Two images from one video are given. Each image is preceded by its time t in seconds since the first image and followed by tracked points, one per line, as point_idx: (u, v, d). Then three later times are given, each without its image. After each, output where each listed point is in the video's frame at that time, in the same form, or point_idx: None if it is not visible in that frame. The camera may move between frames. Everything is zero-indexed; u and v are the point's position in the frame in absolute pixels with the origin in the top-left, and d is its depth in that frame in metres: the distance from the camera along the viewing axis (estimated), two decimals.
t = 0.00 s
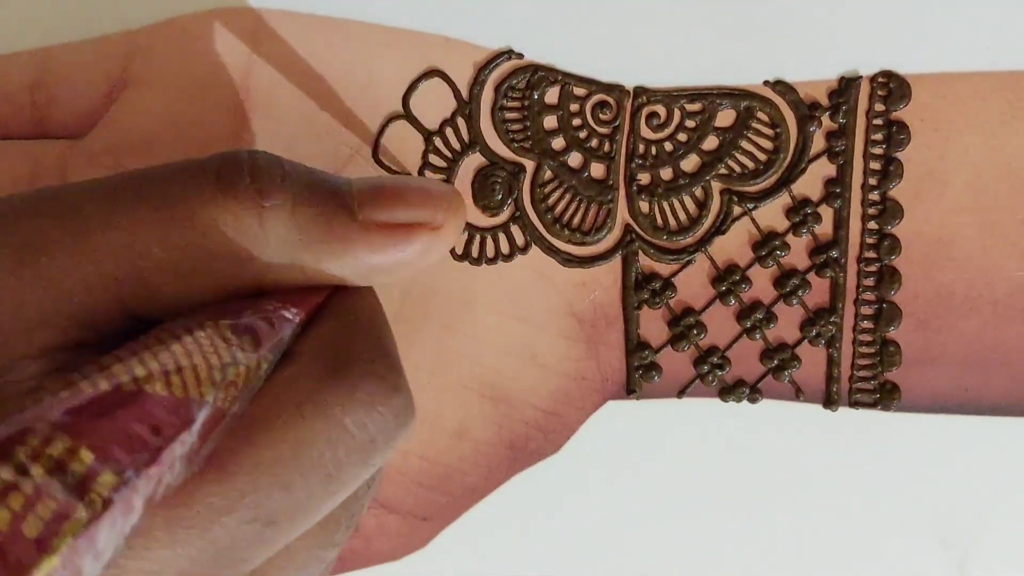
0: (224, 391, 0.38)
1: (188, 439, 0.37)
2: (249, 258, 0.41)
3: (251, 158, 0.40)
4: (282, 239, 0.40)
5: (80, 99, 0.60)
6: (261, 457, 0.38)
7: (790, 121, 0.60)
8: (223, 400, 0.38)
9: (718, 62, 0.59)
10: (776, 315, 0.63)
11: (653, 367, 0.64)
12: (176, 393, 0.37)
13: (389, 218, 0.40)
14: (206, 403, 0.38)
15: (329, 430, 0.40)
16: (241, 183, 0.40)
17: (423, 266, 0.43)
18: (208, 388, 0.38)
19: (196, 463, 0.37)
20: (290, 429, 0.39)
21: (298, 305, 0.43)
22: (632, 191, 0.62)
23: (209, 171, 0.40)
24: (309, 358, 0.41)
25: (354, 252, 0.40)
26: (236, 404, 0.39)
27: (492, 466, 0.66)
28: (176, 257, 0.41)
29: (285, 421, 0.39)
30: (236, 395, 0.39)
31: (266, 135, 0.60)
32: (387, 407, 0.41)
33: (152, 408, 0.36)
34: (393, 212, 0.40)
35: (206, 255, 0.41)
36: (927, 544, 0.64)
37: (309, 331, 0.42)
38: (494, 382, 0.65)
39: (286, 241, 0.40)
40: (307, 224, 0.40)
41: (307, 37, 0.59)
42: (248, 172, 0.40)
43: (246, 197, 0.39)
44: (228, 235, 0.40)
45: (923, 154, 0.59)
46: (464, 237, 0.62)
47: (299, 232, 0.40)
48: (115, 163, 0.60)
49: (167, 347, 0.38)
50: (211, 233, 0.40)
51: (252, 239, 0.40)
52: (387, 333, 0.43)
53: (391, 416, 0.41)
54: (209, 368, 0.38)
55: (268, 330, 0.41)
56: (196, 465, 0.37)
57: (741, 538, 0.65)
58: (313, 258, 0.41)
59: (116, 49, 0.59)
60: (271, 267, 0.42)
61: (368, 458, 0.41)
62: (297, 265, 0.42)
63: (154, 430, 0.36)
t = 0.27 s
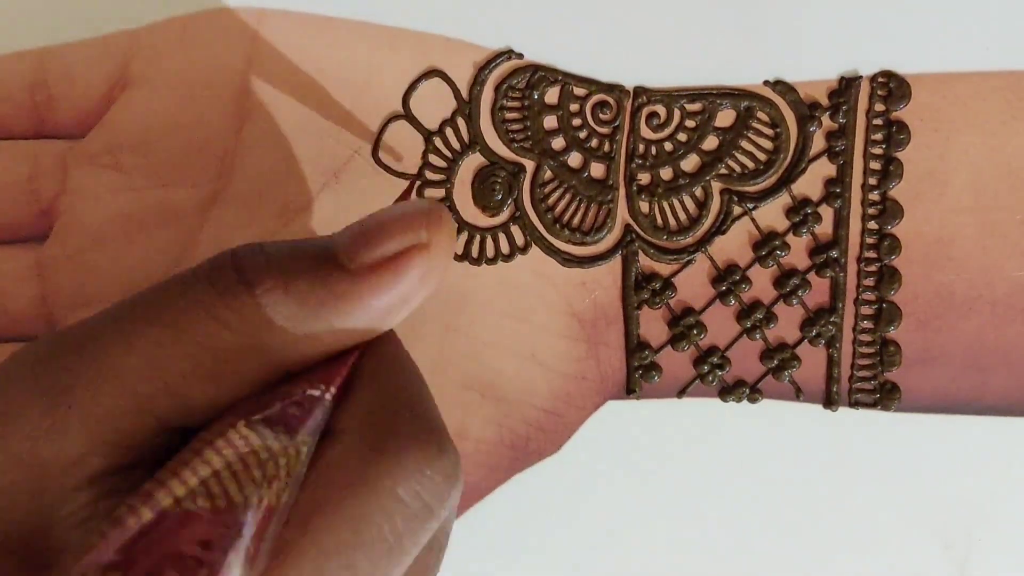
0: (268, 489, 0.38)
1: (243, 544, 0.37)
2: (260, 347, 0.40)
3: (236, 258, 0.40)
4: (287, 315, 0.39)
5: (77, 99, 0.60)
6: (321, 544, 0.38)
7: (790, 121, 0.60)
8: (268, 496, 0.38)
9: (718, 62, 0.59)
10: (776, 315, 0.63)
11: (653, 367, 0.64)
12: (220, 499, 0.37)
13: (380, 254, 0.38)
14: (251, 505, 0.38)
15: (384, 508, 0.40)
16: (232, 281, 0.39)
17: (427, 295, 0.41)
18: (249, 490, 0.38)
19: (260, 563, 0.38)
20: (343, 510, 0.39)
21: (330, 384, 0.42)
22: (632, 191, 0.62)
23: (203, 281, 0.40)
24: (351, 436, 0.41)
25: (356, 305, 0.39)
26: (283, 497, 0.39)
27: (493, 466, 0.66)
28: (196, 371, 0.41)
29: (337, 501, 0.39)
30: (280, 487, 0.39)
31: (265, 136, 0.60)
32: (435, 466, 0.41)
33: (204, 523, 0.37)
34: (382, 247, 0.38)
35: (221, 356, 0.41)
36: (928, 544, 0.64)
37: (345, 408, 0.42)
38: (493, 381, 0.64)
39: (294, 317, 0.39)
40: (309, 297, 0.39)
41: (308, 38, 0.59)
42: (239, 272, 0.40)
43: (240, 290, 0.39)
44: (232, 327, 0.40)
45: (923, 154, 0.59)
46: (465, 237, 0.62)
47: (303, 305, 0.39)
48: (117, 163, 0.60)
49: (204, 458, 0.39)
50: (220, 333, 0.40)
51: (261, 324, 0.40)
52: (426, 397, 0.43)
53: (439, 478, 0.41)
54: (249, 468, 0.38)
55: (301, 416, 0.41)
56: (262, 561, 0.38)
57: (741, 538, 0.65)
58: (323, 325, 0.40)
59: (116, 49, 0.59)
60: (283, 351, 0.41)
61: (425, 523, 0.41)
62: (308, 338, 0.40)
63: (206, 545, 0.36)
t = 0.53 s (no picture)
0: (228, 455, 0.39)
1: (203, 508, 0.38)
2: (222, 322, 0.41)
3: (202, 237, 0.41)
4: (255, 298, 0.41)
5: (78, 99, 0.60)
6: (288, 511, 0.39)
7: (790, 121, 0.60)
8: (229, 463, 0.39)
9: (718, 61, 0.59)
10: (776, 315, 0.63)
11: (653, 367, 0.64)
12: (179, 463, 0.38)
13: (349, 241, 0.40)
14: (211, 470, 0.38)
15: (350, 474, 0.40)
16: (196, 260, 0.40)
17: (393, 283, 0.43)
18: (210, 455, 0.38)
19: (220, 531, 0.38)
20: (308, 475, 0.40)
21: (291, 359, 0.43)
22: (631, 191, 0.62)
23: (165, 256, 0.41)
24: (313, 405, 0.42)
25: (320, 289, 0.41)
26: (244, 464, 0.39)
27: (492, 466, 0.66)
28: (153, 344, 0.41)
29: (301, 468, 0.40)
30: (240, 455, 0.39)
31: (264, 135, 0.60)
32: (397, 433, 0.42)
33: (167, 485, 0.38)
34: (350, 235, 0.40)
35: (181, 331, 0.41)
36: (928, 544, 0.64)
37: (306, 380, 0.43)
38: (493, 382, 0.64)
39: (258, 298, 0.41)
40: (277, 278, 0.40)
41: (307, 37, 0.59)
42: (205, 252, 0.41)
43: (204, 269, 0.40)
44: (196, 303, 0.41)
45: (923, 154, 0.59)
46: (465, 237, 0.62)
47: (269, 285, 0.40)
48: (116, 163, 0.60)
49: (165, 428, 0.39)
50: (181, 310, 0.41)
51: (226, 304, 0.41)
52: (387, 366, 0.44)
53: (404, 444, 0.42)
54: (209, 437, 0.39)
55: (261, 387, 0.41)
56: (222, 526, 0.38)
57: (741, 539, 0.65)
58: (288, 305, 0.41)
59: (116, 49, 0.59)
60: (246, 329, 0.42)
61: (390, 487, 0.42)
62: (272, 317, 0.41)
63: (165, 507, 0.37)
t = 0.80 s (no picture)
0: (301, 514, 0.38)
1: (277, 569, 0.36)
2: (300, 368, 0.41)
3: (275, 276, 0.41)
4: (331, 343, 0.41)
5: (78, 99, 0.60)
6: (356, 566, 0.39)
7: (790, 121, 0.60)
8: (301, 521, 0.38)
9: (718, 61, 0.59)
10: (776, 315, 0.63)
11: (653, 367, 0.64)
12: (256, 524, 0.37)
13: (423, 296, 0.40)
14: (286, 529, 0.37)
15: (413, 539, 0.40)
16: (273, 301, 0.40)
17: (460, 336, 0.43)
18: (284, 514, 0.37)
19: None
20: (374, 530, 0.40)
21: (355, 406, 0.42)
22: (632, 191, 0.62)
23: (234, 297, 0.41)
24: (380, 456, 0.42)
25: (393, 339, 0.41)
26: (313, 521, 0.38)
27: (493, 466, 0.66)
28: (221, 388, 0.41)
29: (360, 523, 0.40)
30: (312, 512, 0.38)
31: (264, 136, 0.60)
32: (460, 489, 0.42)
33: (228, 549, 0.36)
34: (426, 288, 0.40)
35: (250, 374, 0.41)
36: (928, 544, 0.64)
37: (371, 429, 0.43)
38: (493, 382, 0.64)
39: (327, 345, 0.41)
40: (355, 325, 0.40)
41: (308, 37, 0.59)
42: (279, 291, 0.41)
43: (278, 307, 0.40)
44: (273, 346, 0.41)
45: (923, 154, 0.59)
46: (465, 237, 0.63)
47: (344, 333, 0.41)
48: (116, 163, 0.60)
49: (225, 488, 0.37)
50: (253, 352, 0.41)
51: (305, 346, 0.41)
52: (445, 417, 0.44)
53: (466, 499, 0.42)
54: (280, 495, 0.37)
55: (330, 441, 0.40)
56: None
57: (741, 538, 0.65)
58: (362, 353, 0.41)
59: (116, 49, 0.59)
60: (317, 374, 0.42)
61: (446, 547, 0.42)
62: (344, 366, 0.42)
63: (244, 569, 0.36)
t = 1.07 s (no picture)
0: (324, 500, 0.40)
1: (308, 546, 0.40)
2: (391, 515, 0.42)
3: (353, 406, 0.41)
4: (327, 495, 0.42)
5: (78, 100, 0.60)
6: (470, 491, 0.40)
7: (790, 121, 0.60)
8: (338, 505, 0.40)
9: (718, 62, 0.59)
10: (776, 315, 0.63)
11: (653, 367, 0.64)
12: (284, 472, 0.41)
13: (501, 427, 0.37)
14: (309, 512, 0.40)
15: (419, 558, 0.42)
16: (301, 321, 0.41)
17: (552, 452, 0.39)
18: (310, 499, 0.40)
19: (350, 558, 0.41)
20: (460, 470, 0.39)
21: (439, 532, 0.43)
22: (632, 191, 0.62)
23: (316, 431, 0.42)
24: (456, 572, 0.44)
25: (473, 473, 0.39)
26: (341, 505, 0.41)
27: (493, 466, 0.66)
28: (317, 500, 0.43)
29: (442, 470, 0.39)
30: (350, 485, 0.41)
31: (265, 136, 0.60)
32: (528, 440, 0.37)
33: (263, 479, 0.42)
34: (497, 421, 0.37)
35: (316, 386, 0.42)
36: (929, 544, 0.64)
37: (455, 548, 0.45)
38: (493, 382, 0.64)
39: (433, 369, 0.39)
40: (419, 468, 0.40)
41: (308, 38, 0.59)
42: (355, 420, 0.41)
43: (352, 447, 0.41)
44: (341, 484, 0.42)
45: (923, 154, 0.59)
46: (465, 238, 0.62)
47: (415, 471, 0.40)
48: (116, 163, 0.60)
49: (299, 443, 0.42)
50: (329, 485, 0.42)
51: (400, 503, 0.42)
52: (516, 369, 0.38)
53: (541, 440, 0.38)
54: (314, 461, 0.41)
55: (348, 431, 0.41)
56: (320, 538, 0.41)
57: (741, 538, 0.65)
58: (431, 488, 0.40)
59: (117, 50, 0.59)
60: (324, 486, 0.42)
61: None
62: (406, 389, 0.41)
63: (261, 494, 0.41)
